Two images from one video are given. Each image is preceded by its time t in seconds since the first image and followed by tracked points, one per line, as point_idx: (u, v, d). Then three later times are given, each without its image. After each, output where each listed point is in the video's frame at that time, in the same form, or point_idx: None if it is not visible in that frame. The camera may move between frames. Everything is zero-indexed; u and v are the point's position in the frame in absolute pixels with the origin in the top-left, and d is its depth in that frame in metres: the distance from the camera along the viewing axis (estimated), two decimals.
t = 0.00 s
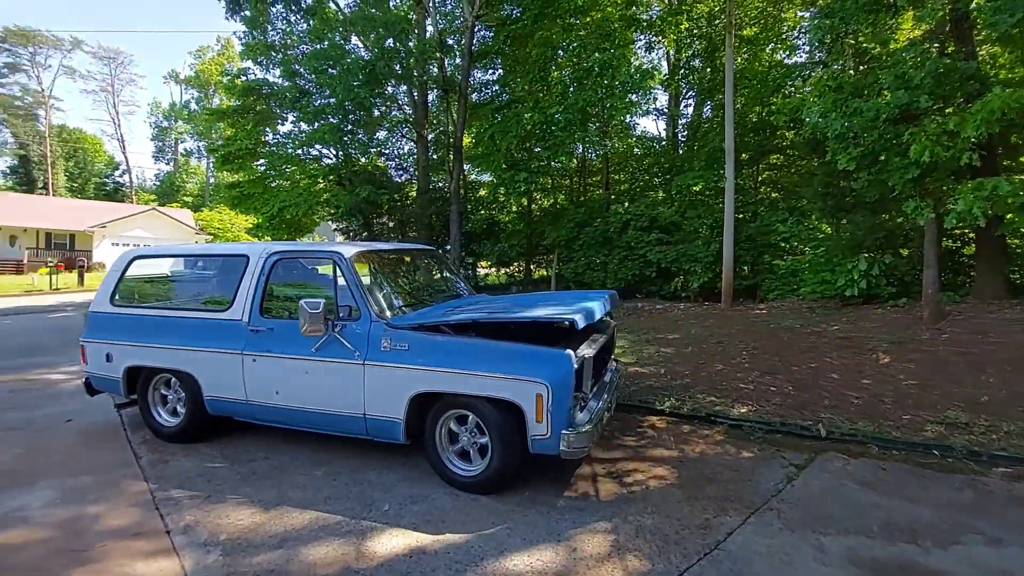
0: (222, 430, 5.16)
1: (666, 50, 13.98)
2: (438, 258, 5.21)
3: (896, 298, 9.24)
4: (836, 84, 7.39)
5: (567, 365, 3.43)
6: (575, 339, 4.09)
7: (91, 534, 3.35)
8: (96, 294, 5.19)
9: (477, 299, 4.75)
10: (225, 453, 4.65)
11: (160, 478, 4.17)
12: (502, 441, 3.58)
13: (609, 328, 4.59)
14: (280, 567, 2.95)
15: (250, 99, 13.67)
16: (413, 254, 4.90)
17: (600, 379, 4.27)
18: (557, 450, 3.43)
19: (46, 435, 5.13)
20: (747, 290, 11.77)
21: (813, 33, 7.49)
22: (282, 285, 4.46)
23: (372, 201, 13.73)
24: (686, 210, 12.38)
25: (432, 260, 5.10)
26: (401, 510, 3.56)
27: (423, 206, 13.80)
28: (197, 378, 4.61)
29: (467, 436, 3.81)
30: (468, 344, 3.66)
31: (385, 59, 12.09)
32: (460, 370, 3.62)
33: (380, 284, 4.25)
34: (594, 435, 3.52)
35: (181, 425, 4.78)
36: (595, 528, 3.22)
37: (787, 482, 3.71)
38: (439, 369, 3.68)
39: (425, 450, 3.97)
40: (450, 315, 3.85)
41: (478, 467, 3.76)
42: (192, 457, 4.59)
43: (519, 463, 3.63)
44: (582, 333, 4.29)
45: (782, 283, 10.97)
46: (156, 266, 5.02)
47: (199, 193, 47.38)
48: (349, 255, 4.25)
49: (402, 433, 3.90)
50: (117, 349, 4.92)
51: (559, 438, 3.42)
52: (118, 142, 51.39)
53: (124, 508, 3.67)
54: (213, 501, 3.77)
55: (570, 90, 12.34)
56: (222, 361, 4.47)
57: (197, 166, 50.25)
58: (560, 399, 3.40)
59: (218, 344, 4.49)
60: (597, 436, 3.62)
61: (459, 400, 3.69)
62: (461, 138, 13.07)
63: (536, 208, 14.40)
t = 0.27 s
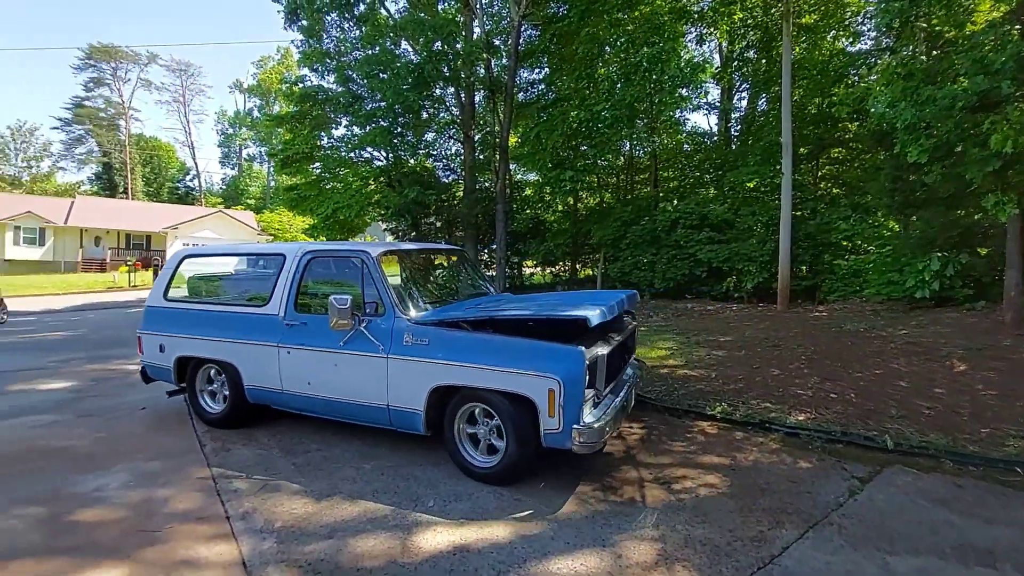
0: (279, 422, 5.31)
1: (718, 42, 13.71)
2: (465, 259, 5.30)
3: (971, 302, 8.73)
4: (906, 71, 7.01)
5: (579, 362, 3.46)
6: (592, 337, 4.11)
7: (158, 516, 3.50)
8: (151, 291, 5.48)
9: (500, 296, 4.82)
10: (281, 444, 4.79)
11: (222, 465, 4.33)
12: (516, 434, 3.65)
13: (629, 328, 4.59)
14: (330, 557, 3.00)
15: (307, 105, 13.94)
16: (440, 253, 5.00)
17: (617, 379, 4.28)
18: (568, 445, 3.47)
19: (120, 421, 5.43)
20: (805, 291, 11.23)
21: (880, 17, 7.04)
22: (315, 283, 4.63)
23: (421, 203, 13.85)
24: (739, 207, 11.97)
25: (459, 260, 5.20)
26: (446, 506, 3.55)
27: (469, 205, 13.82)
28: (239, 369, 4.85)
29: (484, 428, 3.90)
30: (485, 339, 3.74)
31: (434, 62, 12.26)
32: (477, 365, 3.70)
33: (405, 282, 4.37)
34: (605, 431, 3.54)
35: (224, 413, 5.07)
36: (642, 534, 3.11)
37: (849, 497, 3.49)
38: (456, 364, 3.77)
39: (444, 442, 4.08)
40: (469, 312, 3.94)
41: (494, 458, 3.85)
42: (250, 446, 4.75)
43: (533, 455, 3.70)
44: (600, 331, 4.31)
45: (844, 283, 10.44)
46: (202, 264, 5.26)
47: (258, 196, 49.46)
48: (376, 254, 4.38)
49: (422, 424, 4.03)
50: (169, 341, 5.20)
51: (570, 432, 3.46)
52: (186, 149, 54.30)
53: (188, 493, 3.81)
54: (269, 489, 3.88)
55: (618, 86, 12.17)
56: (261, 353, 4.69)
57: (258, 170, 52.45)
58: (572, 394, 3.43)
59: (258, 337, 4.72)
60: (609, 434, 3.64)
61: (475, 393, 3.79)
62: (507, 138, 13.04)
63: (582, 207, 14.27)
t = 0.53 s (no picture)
0: (315, 414, 5.40)
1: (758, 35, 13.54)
2: (477, 258, 5.43)
3: None
4: (961, 61, 6.78)
5: (579, 356, 3.56)
6: (595, 333, 4.21)
7: (198, 502, 3.59)
8: (184, 281, 5.74)
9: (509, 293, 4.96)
10: (316, 435, 4.86)
11: (260, 454, 4.42)
12: (518, 425, 3.77)
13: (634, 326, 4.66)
14: (360, 548, 3.02)
15: (345, 105, 14.17)
16: (453, 251, 5.15)
17: (619, 376, 4.37)
18: (568, 437, 3.57)
19: (166, 408, 5.61)
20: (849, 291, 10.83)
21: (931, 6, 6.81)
22: (332, 277, 4.82)
23: (451, 200, 13.66)
24: (779, 205, 11.63)
25: (471, 259, 5.34)
26: (475, 503, 3.53)
27: (502, 203, 13.80)
28: (261, 357, 5.06)
29: (488, 419, 4.03)
30: (489, 334, 3.88)
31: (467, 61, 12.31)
32: (482, 358, 3.84)
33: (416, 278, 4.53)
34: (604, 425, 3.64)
35: (247, 400, 5.31)
36: (674, 539, 3.03)
37: (895, 509, 3.32)
38: (462, 356, 3.91)
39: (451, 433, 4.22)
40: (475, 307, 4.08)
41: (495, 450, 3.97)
42: (288, 436, 4.84)
43: (534, 448, 3.81)
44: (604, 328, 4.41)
45: (891, 284, 10.06)
46: (230, 257, 5.49)
47: (297, 193, 50.62)
48: (388, 250, 4.54)
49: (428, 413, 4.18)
50: (198, 331, 5.45)
51: (569, 424, 3.56)
52: (229, 149, 56.01)
53: (228, 480, 3.91)
54: (303, 479, 3.94)
55: (652, 83, 12.19)
56: (281, 343, 4.90)
57: (298, 169, 53.68)
58: (570, 387, 3.54)
59: (279, 328, 4.93)
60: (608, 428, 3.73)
61: (479, 385, 3.92)
62: (539, 136, 12.96)
63: (615, 205, 14.11)
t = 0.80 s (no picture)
0: (334, 410, 5.43)
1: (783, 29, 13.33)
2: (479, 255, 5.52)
3: None
4: (997, 53, 6.42)
5: (564, 349, 3.69)
6: (586, 328, 4.32)
7: (219, 493, 3.62)
8: (196, 276, 5.97)
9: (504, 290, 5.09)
10: (333, 430, 4.88)
11: (280, 448, 4.45)
12: (508, 416, 3.90)
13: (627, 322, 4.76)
14: (375, 543, 3.01)
15: (364, 104, 14.23)
16: (453, 249, 5.26)
17: (610, 372, 4.48)
18: (555, 428, 3.68)
19: (189, 401, 5.69)
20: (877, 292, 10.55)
21: None
22: (334, 273, 4.97)
23: (471, 199, 13.76)
24: (803, 203, 11.39)
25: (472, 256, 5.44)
26: (491, 501, 3.51)
27: (520, 202, 13.69)
28: (265, 350, 5.26)
29: (479, 412, 4.17)
30: (480, 328, 4.00)
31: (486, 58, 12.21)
32: (474, 351, 3.96)
33: (413, 274, 4.67)
34: (591, 417, 3.76)
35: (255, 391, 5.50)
36: (692, 543, 2.97)
37: (923, 517, 3.21)
38: (454, 349, 4.04)
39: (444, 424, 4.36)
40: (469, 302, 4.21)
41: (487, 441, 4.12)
42: (307, 430, 4.86)
43: (523, 438, 3.94)
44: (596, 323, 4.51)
45: (919, 286, 9.82)
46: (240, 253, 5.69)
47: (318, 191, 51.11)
48: (387, 248, 4.68)
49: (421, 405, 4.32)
50: (209, 324, 5.68)
51: (556, 416, 3.69)
52: (252, 147, 56.81)
53: (248, 473, 3.93)
54: (321, 473, 3.96)
55: (673, 79, 11.92)
56: (285, 335, 5.08)
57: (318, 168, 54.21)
58: (557, 380, 3.66)
59: (282, 321, 5.11)
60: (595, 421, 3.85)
61: (471, 378, 4.05)
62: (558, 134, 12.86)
63: (634, 203, 13.98)
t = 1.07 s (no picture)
0: (339, 406, 5.44)
1: (793, 28, 13.25)
2: (466, 253, 5.61)
3: None
4: (1011, 52, 6.32)
5: (542, 345, 3.79)
6: (567, 324, 4.42)
7: (224, 488, 3.63)
8: (190, 271, 6.09)
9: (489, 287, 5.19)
10: (338, 426, 4.89)
11: (285, 443, 4.46)
12: (488, 409, 4.01)
13: (609, 319, 4.86)
14: (379, 540, 3.00)
15: (371, 102, 14.28)
16: (441, 247, 5.36)
17: (591, 368, 4.58)
18: (532, 421, 3.79)
19: (196, 396, 5.72)
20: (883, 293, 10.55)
21: None
22: (325, 269, 5.08)
23: (477, 197, 13.81)
24: (811, 203, 11.31)
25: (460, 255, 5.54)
26: (494, 499, 3.50)
27: (526, 201, 13.69)
28: (256, 344, 5.38)
29: (462, 404, 4.30)
30: (462, 324, 4.11)
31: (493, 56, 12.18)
32: (455, 346, 4.07)
33: (400, 271, 4.78)
34: (569, 410, 3.87)
35: (247, 383, 5.62)
36: (696, 545, 2.95)
37: (931, 521, 3.18)
38: (437, 344, 4.15)
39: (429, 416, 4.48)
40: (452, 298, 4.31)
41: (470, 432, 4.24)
42: (312, 427, 4.87)
43: (503, 430, 4.06)
44: (578, 319, 4.62)
45: (929, 288, 9.73)
46: (236, 249, 5.83)
47: (325, 189, 51.22)
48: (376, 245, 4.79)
49: (406, 398, 4.44)
50: (202, 318, 5.79)
51: (533, 409, 3.80)
52: (260, 145, 56.99)
53: (253, 468, 3.94)
54: (326, 469, 3.96)
55: (681, 78, 12.03)
56: (275, 329, 5.20)
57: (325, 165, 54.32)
58: (535, 374, 3.77)
59: (273, 315, 5.23)
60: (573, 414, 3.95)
61: (453, 372, 4.16)
62: (564, 132, 12.83)
63: (640, 202, 13.95)
